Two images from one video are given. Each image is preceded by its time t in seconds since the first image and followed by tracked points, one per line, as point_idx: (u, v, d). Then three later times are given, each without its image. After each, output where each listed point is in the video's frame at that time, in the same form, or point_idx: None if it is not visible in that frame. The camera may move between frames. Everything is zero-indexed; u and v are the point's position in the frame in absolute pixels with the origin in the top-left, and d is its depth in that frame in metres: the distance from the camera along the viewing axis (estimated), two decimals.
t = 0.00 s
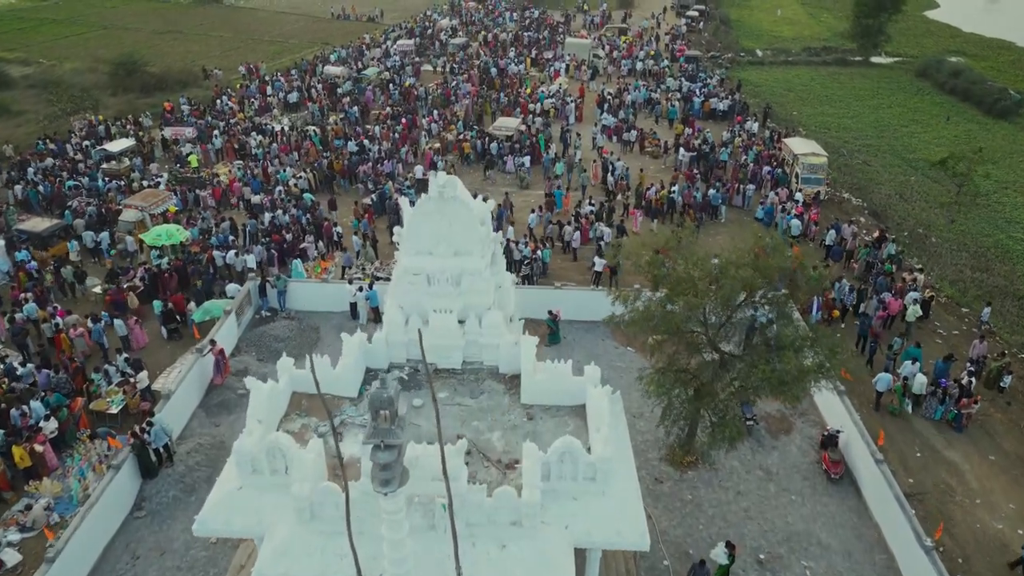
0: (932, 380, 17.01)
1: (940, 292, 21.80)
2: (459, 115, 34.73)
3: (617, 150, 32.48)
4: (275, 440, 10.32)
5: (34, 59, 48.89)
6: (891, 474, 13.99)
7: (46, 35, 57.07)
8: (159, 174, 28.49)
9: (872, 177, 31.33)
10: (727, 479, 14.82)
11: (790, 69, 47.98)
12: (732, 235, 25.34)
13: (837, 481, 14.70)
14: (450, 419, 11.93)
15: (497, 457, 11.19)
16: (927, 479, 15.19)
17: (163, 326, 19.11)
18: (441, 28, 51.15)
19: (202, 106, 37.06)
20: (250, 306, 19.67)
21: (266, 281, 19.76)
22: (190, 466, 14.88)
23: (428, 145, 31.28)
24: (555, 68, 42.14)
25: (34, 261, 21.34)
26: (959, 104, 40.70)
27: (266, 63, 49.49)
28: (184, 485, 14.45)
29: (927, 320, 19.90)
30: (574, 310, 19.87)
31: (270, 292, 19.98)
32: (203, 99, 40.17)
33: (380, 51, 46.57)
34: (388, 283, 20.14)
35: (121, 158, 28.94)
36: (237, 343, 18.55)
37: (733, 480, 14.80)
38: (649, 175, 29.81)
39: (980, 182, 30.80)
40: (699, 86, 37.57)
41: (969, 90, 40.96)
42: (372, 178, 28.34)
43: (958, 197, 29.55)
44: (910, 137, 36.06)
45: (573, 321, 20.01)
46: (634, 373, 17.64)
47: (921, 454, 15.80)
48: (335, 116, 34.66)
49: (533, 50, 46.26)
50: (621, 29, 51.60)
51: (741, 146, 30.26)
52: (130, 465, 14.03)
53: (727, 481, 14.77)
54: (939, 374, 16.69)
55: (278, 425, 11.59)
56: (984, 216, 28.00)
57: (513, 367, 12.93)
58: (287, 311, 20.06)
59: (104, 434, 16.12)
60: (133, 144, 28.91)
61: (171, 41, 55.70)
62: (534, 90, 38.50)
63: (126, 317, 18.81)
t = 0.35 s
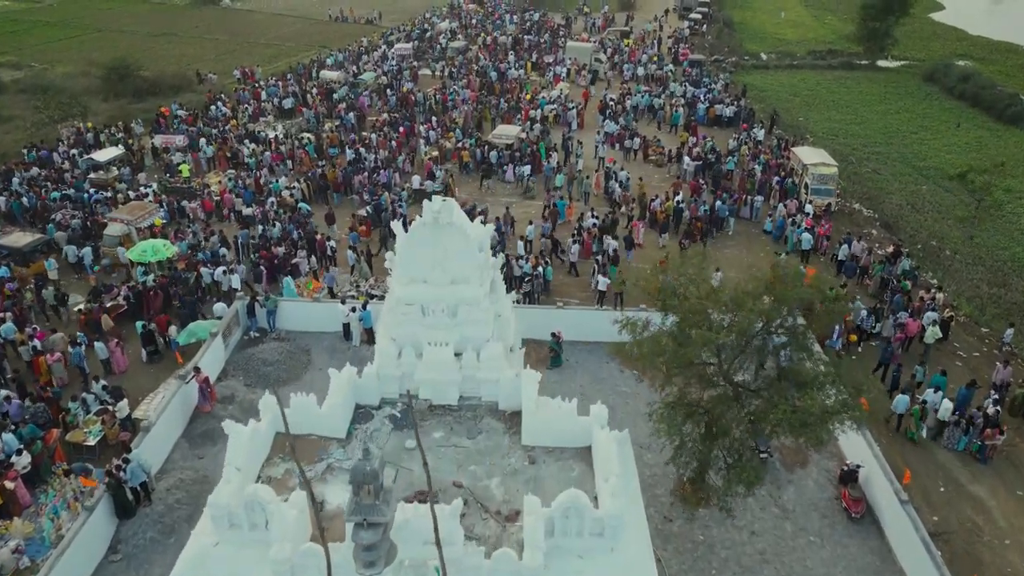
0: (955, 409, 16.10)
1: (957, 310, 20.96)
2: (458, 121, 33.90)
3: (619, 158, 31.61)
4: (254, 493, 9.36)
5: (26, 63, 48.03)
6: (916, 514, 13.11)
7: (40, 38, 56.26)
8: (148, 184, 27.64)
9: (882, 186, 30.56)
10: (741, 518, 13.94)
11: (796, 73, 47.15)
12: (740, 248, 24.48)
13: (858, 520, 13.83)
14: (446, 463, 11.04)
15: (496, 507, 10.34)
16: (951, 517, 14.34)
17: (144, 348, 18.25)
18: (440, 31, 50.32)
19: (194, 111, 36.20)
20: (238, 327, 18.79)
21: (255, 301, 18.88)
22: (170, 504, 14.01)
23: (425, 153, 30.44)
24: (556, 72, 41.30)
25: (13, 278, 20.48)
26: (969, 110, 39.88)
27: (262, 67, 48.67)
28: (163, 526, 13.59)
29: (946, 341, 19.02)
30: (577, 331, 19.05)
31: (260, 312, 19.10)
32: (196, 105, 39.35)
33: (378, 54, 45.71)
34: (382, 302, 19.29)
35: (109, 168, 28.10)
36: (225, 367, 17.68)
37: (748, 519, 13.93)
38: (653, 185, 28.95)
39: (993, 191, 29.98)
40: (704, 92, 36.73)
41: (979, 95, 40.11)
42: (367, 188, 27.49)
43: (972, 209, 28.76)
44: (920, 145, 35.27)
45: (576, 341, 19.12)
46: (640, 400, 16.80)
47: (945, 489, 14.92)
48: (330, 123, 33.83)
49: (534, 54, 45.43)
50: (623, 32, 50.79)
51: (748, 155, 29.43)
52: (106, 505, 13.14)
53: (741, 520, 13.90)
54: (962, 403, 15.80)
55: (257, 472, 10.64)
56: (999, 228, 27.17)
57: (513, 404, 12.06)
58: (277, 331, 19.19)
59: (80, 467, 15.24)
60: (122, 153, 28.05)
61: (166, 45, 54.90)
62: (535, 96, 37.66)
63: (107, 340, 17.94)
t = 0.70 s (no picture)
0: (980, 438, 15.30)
1: (976, 328, 20.17)
2: (457, 128, 33.13)
3: (622, 166, 30.82)
4: (230, 553, 8.48)
5: (17, 66, 47.25)
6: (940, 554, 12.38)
7: (32, 40, 55.45)
8: (137, 193, 26.87)
9: (892, 195, 29.82)
10: (754, 558, 13.14)
11: (801, 77, 46.38)
12: (747, 262, 23.69)
13: (879, 561, 13.03)
14: (440, 512, 10.25)
15: (495, 563, 9.57)
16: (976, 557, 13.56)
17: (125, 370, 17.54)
18: (439, 34, 49.53)
19: (187, 117, 35.42)
20: (225, 348, 17.99)
21: (243, 320, 18.05)
22: (150, 544, 13.24)
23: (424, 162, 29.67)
24: (557, 76, 40.48)
25: None
26: (979, 116, 39.11)
27: (257, 70, 47.90)
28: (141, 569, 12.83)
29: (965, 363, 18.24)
30: (579, 352, 18.23)
31: (248, 332, 18.27)
32: (190, 110, 38.57)
33: (375, 57, 44.93)
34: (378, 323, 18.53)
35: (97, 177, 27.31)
36: (211, 392, 16.87)
37: (762, 559, 13.12)
38: (657, 194, 28.18)
39: (1007, 201, 29.21)
40: (708, 97, 35.95)
41: (989, 99, 39.33)
42: (363, 198, 26.69)
43: (985, 220, 27.99)
44: (930, 152, 34.51)
45: (578, 362, 18.32)
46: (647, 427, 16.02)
47: (970, 525, 14.15)
48: (326, 130, 33.07)
49: (535, 57, 44.66)
50: (625, 35, 50.03)
51: (754, 163, 28.65)
52: (79, 549, 12.41)
53: (755, 560, 13.09)
54: (987, 432, 15.01)
55: (235, 527, 9.88)
56: (1014, 240, 26.41)
57: (513, 443, 11.23)
58: (267, 351, 18.36)
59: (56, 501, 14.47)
60: (110, 162, 27.24)
61: (161, 47, 54.13)
62: (535, 101, 36.86)
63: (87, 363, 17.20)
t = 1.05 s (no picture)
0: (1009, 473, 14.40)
1: (998, 350, 19.24)
2: (455, 135, 32.26)
3: (625, 175, 29.95)
4: None
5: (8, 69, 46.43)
6: None
7: (25, 42, 54.60)
8: (124, 205, 26.04)
9: (903, 206, 28.96)
10: None
11: (806, 81, 45.48)
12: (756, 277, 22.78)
13: None
14: None
15: None
16: None
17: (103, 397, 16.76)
18: (438, 37, 48.66)
19: (179, 124, 34.55)
20: (210, 374, 17.05)
21: (229, 344, 17.12)
22: None
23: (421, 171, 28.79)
24: (558, 81, 39.60)
25: None
26: (990, 122, 38.20)
27: (253, 74, 47.06)
28: None
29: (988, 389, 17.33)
30: (582, 378, 17.35)
31: (234, 356, 17.36)
32: (182, 116, 37.72)
33: (373, 61, 44.08)
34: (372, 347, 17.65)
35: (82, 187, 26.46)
36: (193, 422, 15.94)
37: None
38: (661, 205, 27.32)
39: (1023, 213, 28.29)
40: (713, 104, 35.08)
41: (1001, 105, 38.40)
42: (358, 211, 25.78)
43: (1001, 233, 27.08)
44: (943, 161, 33.57)
45: (582, 389, 17.40)
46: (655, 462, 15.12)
47: (1000, 571, 13.26)
48: (321, 139, 32.20)
49: (535, 62, 43.81)
50: (627, 39, 49.17)
51: (762, 173, 27.81)
52: None
53: None
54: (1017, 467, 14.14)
55: None
56: None
57: (513, 494, 10.32)
58: (254, 377, 17.44)
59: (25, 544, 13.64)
60: (96, 173, 26.39)
61: (156, 50, 53.32)
62: (536, 108, 36.00)
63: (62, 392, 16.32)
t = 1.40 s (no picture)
0: None
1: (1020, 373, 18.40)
2: (453, 143, 31.44)
3: (628, 185, 29.11)
4: None
5: None
6: None
7: (17, 45, 53.78)
8: (111, 217, 25.24)
9: (914, 216, 28.17)
10: None
11: (812, 85, 44.65)
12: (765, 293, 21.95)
13: None
14: None
15: None
16: None
17: (78, 425, 15.89)
18: (436, 40, 47.85)
19: (171, 130, 33.74)
20: (193, 401, 16.12)
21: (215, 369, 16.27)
22: None
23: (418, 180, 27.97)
24: (558, 86, 38.76)
25: None
26: (1001, 128, 37.36)
27: (248, 78, 46.27)
28: None
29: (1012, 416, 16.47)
30: (585, 404, 16.49)
31: (220, 382, 16.48)
32: (174, 121, 36.92)
33: (369, 65, 43.27)
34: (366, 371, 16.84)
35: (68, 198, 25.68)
36: (175, 453, 15.10)
37: None
38: (666, 216, 26.51)
39: None
40: (717, 109, 34.25)
41: (1012, 110, 37.55)
42: (352, 222, 24.90)
43: (1016, 245, 26.27)
44: (953, 169, 32.74)
45: (585, 415, 16.56)
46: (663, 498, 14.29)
47: None
48: (315, 146, 31.39)
49: (535, 65, 43.02)
50: (629, 41, 48.34)
51: (770, 183, 27.00)
52: None
53: None
54: None
55: None
56: None
57: (513, 550, 9.29)
58: (241, 403, 16.58)
59: None
60: (82, 183, 25.56)
61: (150, 53, 52.52)
62: (536, 114, 35.18)
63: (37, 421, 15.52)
